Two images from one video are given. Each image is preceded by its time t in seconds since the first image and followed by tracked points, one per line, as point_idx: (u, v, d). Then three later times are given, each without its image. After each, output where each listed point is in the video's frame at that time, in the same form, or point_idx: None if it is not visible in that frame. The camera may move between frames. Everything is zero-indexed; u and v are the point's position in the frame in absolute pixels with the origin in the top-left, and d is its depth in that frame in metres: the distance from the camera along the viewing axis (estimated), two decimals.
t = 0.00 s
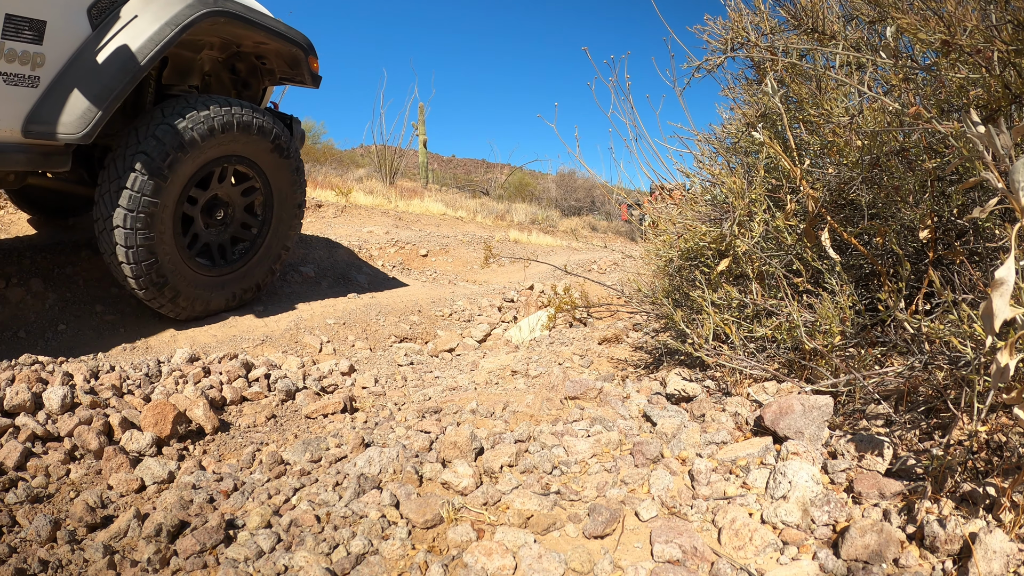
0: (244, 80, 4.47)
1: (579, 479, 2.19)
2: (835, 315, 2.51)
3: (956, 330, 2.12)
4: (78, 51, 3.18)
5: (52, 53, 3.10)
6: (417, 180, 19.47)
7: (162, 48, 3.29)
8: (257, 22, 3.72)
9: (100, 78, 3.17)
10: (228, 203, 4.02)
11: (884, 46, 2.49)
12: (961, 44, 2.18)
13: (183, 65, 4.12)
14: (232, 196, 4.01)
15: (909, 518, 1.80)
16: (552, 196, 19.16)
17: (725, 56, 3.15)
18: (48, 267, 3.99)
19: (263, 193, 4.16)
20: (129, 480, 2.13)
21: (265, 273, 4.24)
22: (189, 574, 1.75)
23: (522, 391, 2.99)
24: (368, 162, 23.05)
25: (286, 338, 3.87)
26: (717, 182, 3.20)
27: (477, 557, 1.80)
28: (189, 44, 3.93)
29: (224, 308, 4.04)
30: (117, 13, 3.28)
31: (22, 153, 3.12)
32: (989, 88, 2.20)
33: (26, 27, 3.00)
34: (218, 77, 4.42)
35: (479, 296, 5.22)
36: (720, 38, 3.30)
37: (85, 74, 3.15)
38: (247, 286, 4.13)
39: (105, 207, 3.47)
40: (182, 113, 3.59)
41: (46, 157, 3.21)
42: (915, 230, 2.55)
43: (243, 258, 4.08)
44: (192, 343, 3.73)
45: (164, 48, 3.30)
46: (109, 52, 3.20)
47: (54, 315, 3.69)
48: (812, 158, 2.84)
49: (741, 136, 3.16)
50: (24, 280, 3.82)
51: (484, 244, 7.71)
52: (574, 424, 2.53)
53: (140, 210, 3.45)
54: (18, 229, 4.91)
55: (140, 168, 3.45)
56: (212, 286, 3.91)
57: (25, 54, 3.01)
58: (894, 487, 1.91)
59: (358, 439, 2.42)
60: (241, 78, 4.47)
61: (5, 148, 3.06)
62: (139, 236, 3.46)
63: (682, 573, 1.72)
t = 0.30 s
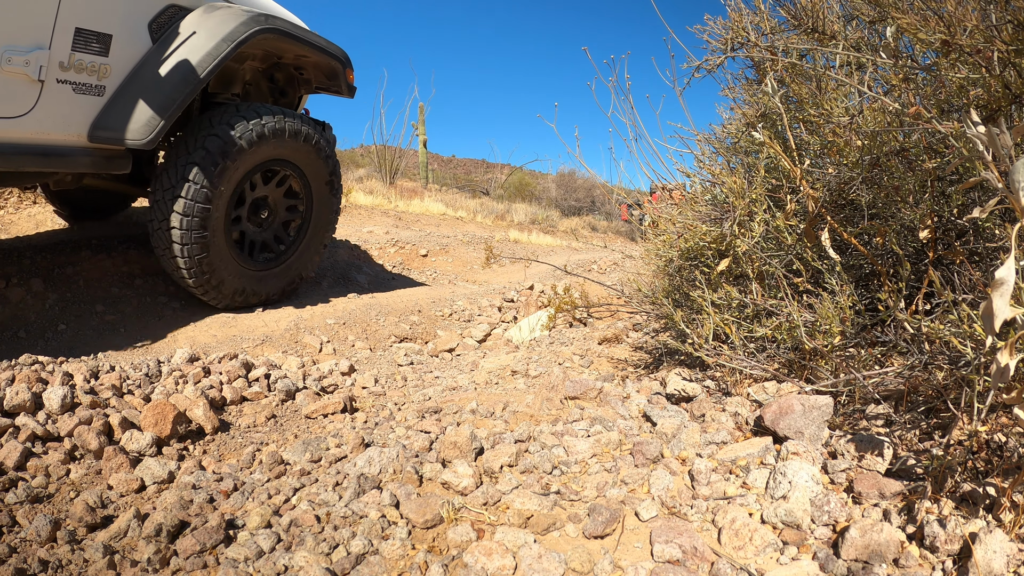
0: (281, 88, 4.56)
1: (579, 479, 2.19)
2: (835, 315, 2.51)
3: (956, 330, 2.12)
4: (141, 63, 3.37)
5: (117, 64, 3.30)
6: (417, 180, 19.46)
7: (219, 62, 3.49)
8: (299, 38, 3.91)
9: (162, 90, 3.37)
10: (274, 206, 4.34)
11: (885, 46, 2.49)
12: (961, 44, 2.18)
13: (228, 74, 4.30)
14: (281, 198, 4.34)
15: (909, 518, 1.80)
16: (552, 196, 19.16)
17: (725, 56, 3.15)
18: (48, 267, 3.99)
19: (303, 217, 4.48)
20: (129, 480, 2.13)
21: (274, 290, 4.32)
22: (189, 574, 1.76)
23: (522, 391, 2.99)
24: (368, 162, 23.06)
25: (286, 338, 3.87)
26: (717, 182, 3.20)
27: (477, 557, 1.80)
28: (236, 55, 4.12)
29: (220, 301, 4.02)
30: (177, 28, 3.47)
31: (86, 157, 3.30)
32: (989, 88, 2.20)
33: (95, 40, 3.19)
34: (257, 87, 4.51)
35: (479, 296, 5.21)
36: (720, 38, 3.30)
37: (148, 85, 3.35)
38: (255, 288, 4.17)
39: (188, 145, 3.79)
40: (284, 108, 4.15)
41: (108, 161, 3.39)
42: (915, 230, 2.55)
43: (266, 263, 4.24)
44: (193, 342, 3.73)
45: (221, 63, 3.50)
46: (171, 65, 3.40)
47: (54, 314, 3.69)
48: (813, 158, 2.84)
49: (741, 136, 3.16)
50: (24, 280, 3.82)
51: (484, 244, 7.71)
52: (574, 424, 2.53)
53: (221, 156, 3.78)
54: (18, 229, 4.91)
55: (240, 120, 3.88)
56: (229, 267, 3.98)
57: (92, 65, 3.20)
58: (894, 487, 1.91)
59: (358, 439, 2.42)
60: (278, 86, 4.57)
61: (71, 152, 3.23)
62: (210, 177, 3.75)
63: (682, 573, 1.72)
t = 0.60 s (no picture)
0: (316, 98, 4.82)
1: (579, 479, 2.19)
2: (835, 315, 2.50)
3: (956, 330, 2.12)
4: (200, 76, 3.70)
5: (178, 77, 3.62)
6: (416, 180, 19.46)
7: (270, 77, 3.78)
8: (345, 54, 4.18)
9: (219, 101, 3.70)
10: (313, 214, 4.61)
11: (885, 46, 2.49)
12: (961, 44, 2.18)
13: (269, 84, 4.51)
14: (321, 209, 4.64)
15: (909, 518, 1.80)
16: (552, 195, 19.15)
17: (725, 56, 3.15)
18: (48, 267, 3.99)
19: (329, 237, 4.72)
20: (129, 480, 2.13)
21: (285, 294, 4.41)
22: (189, 573, 1.76)
23: (522, 391, 2.99)
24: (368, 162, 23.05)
25: (286, 338, 3.87)
26: (717, 182, 3.20)
27: (477, 557, 1.80)
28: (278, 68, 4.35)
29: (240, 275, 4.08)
30: (232, 45, 3.79)
31: (148, 161, 3.63)
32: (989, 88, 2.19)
33: (159, 55, 3.50)
34: (293, 96, 4.75)
35: (479, 295, 5.21)
36: (720, 38, 3.30)
37: (206, 97, 3.68)
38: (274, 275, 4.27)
39: (276, 117, 4.18)
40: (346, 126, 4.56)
41: (167, 165, 3.73)
42: (915, 230, 2.55)
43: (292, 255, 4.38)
44: (193, 342, 3.73)
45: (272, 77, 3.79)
46: (228, 79, 3.72)
47: (54, 314, 3.69)
48: (812, 158, 2.84)
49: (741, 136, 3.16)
50: (23, 280, 3.82)
51: (484, 244, 7.70)
52: (574, 424, 2.52)
53: (307, 132, 4.18)
54: (18, 229, 4.91)
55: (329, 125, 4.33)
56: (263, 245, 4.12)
57: (156, 77, 3.51)
58: (894, 487, 1.91)
59: (358, 439, 2.42)
60: (313, 96, 4.82)
61: (134, 157, 3.56)
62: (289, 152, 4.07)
63: (682, 573, 1.72)
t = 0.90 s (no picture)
0: (334, 102, 4.88)
1: (579, 479, 2.19)
2: (835, 315, 2.51)
3: (956, 330, 2.12)
4: (231, 84, 3.84)
5: (209, 85, 3.76)
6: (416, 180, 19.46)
7: (297, 85, 3.93)
8: (368, 61, 4.35)
9: (249, 107, 3.84)
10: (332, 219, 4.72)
11: (884, 46, 2.48)
12: (961, 44, 2.18)
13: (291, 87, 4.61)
14: (340, 215, 4.76)
15: (909, 518, 1.80)
16: (552, 195, 19.15)
17: (725, 56, 3.15)
18: (48, 267, 3.99)
19: (341, 246, 4.75)
20: (129, 480, 2.13)
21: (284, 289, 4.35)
22: (189, 574, 1.76)
23: (522, 391, 2.99)
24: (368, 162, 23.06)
25: (286, 338, 3.87)
26: (717, 182, 3.21)
27: (477, 557, 1.80)
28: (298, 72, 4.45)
29: (257, 245, 4.09)
30: (260, 54, 3.92)
31: (181, 165, 3.78)
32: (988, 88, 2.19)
33: (191, 63, 3.64)
34: (313, 100, 4.84)
35: (480, 295, 5.21)
36: (720, 38, 3.30)
37: (237, 104, 3.82)
38: (287, 258, 4.27)
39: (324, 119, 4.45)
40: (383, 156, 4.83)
41: (199, 168, 3.89)
42: (915, 230, 2.55)
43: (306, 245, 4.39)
44: (192, 342, 3.73)
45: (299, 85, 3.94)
46: (257, 87, 3.86)
47: (54, 315, 3.69)
48: (812, 158, 2.84)
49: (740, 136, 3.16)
50: (24, 281, 3.81)
51: (484, 244, 7.70)
52: (574, 424, 2.52)
53: (353, 135, 4.44)
54: (18, 229, 4.91)
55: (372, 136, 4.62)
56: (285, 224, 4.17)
57: (190, 85, 3.66)
58: (894, 486, 1.91)
59: (358, 439, 2.42)
60: (332, 100, 4.88)
61: (169, 160, 3.71)
62: (333, 142, 4.29)
63: (682, 573, 1.72)
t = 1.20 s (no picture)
0: (364, 111, 5.14)
1: (579, 479, 2.19)
2: (835, 315, 2.50)
3: (956, 330, 2.12)
4: (278, 96, 4.11)
5: (260, 97, 4.05)
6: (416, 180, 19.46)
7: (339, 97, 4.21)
8: (403, 74, 4.62)
9: (294, 117, 4.11)
10: (361, 223, 4.91)
11: (885, 46, 2.48)
12: (961, 44, 2.18)
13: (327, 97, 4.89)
14: (369, 223, 4.96)
15: (909, 518, 1.80)
16: (552, 195, 19.16)
17: (725, 56, 3.16)
18: (49, 267, 3.99)
19: (360, 252, 4.86)
20: (129, 480, 2.13)
21: (303, 270, 4.43)
22: (189, 574, 1.76)
23: (522, 391, 2.99)
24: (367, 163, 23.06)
25: (286, 338, 3.87)
26: (717, 182, 3.21)
27: (477, 557, 1.80)
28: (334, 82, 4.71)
29: (303, 202, 4.27)
30: (303, 68, 4.19)
31: (232, 170, 4.05)
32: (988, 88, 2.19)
33: (245, 78, 3.92)
34: (345, 109, 5.09)
35: (480, 295, 5.20)
36: (720, 38, 3.30)
37: (283, 114, 4.09)
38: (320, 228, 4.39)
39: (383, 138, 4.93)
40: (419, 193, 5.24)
41: (248, 174, 4.15)
42: (915, 230, 2.55)
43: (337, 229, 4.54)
44: (193, 342, 3.73)
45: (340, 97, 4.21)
46: (301, 98, 4.13)
47: (54, 315, 3.68)
48: (812, 158, 2.84)
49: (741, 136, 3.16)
50: (24, 281, 3.81)
51: (484, 244, 7.70)
52: (574, 424, 2.52)
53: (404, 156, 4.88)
54: (18, 229, 4.91)
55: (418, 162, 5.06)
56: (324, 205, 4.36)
57: (240, 96, 3.92)
58: (894, 487, 1.91)
59: (358, 439, 2.42)
60: (361, 109, 5.13)
61: (220, 166, 3.98)
62: (388, 150, 4.69)
63: (682, 573, 1.72)
